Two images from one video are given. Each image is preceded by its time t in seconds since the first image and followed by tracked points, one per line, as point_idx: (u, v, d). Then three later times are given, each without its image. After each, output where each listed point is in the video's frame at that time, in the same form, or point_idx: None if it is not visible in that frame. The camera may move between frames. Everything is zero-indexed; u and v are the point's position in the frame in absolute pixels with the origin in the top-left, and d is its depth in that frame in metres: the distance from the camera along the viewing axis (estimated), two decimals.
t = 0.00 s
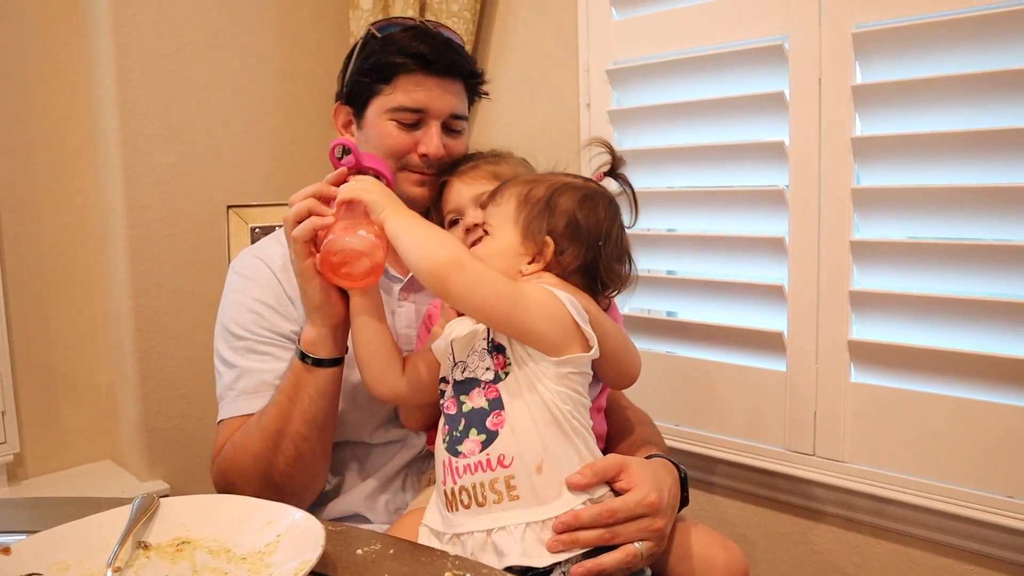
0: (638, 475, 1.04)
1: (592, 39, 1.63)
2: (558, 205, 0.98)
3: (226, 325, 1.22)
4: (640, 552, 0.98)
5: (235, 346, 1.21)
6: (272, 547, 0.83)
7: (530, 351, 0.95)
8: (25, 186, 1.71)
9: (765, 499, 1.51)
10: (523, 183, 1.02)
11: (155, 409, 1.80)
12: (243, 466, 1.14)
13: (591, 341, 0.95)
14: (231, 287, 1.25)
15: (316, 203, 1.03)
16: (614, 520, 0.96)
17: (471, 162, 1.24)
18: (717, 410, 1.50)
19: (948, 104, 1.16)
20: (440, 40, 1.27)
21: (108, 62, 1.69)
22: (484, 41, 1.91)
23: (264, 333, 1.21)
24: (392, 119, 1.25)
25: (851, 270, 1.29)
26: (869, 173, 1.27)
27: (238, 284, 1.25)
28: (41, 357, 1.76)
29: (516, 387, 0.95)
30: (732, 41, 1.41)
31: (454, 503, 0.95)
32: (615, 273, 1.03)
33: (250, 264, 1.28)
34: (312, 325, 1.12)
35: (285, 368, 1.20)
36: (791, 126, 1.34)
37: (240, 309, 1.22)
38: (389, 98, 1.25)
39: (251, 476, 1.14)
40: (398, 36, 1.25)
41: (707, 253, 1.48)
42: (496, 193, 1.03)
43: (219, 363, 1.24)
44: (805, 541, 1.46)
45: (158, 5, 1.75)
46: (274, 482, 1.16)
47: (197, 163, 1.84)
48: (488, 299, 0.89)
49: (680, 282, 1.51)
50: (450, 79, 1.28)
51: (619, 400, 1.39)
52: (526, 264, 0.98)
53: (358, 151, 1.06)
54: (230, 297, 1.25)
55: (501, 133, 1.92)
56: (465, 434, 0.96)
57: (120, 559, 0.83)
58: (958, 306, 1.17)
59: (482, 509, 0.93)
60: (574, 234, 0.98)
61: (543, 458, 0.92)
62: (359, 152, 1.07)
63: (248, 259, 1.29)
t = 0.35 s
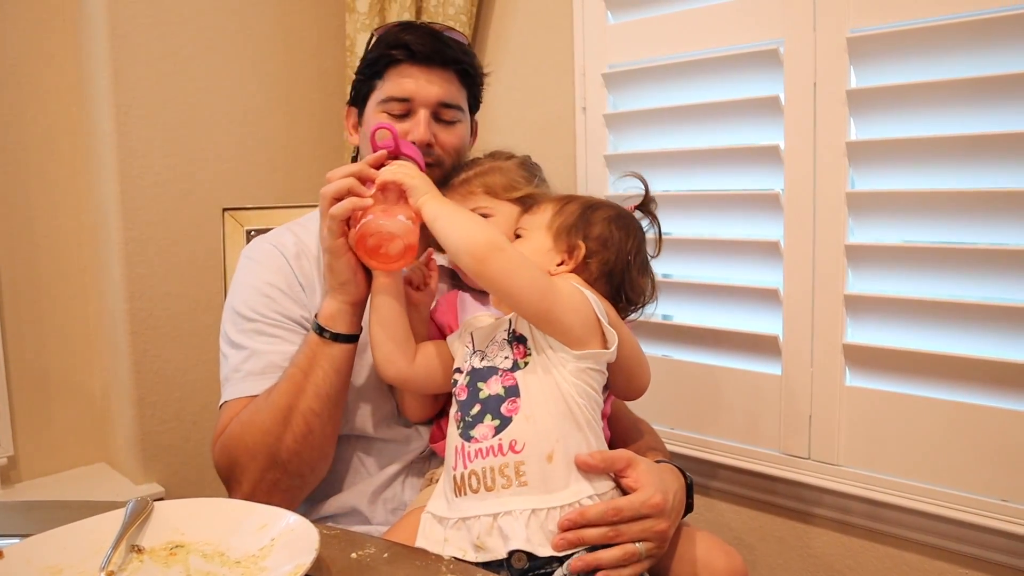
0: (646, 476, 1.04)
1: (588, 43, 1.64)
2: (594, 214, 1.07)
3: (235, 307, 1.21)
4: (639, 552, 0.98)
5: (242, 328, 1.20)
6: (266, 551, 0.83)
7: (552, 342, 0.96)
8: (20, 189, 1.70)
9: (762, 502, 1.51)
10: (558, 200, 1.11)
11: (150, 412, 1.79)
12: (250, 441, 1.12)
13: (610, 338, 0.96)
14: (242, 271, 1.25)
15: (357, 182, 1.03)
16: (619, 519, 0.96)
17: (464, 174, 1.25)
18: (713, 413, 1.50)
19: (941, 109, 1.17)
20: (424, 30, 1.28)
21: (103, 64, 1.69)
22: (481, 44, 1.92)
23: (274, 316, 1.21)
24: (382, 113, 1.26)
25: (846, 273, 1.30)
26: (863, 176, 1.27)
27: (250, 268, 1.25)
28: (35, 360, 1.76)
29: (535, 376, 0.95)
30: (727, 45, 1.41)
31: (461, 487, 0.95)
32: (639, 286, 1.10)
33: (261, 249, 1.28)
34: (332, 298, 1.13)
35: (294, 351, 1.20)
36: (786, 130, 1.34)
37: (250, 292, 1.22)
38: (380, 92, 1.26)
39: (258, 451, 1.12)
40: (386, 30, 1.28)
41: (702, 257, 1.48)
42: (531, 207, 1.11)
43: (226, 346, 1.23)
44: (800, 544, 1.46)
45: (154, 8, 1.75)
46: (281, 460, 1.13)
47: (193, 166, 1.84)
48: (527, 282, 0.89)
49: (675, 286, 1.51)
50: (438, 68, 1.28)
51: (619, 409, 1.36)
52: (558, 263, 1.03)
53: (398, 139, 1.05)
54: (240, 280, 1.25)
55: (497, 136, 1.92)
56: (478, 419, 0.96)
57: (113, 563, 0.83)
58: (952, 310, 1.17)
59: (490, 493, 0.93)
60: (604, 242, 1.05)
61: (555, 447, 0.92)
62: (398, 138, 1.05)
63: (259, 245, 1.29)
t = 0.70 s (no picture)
0: (648, 476, 1.04)
1: (588, 42, 1.63)
2: (608, 222, 1.08)
3: (242, 295, 1.21)
4: (640, 552, 0.98)
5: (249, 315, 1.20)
6: (263, 552, 0.83)
7: (563, 337, 0.96)
8: (20, 189, 1.71)
9: (763, 503, 1.51)
10: (572, 204, 1.11)
11: (151, 411, 1.80)
12: (262, 422, 1.11)
13: (620, 336, 0.97)
14: (249, 260, 1.26)
15: (383, 166, 1.03)
16: (621, 518, 0.96)
17: (483, 171, 1.24)
18: (714, 414, 1.50)
19: (942, 109, 1.16)
20: (398, 22, 1.30)
21: (103, 65, 1.69)
22: (481, 44, 1.91)
23: (280, 301, 1.21)
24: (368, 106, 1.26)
25: (846, 273, 1.29)
26: (864, 177, 1.27)
27: (256, 258, 1.26)
28: (36, 360, 1.76)
29: (545, 372, 0.95)
30: (726, 46, 1.41)
31: (467, 481, 0.95)
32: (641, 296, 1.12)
33: (266, 240, 1.29)
34: (345, 276, 1.12)
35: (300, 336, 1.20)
36: (786, 130, 1.34)
37: (256, 279, 1.22)
38: (364, 88, 1.28)
39: (270, 433, 1.11)
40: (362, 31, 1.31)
41: (703, 257, 1.48)
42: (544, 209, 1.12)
43: (232, 335, 1.23)
44: (801, 545, 1.46)
45: (154, 8, 1.75)
46: (293, 441, 1.12)
47: (193, 166, 1.84)
48: (543, 277, 0.90)
49: (675, 286, 1.50)
50: (416, 54, 1.29)
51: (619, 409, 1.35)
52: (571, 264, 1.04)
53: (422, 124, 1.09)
54: (246, 269, 1.25)
55: (498, 136, 1.92)
56: (486, 412, 0.96)
57: (112, 564, 0.83)
58: (952, 311, 1.17)
59: (495, 487, 0.92)
60: (616, 249, 1.06)
61: (562, 444, 0.92)
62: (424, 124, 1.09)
63: (264, 237, 1.30)
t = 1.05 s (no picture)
0: (651, 474, 1.03)
1: (588, 39, 1.63)
2: (616, 227, 1.10)
3: (242, 295, 1.22)
4: (642, 551, 0.97)
5: (249, 315, 1.20)
6: (264, 550, 0.83)
7: (569, 331, 0.97)
8: (20, 188, 1.71)
9: (764, 500, 1.51)
10: (579, 207, 1.12)
11: (152, 409, 1.80)
12: (264, 422, 1.11)
13: (625, 332, 0.98)
14: (249, 260, 1.26)
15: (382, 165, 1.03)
16: (624, 516, 0.96)
17: (477, 172, 1.23)
18: (715, 412, 1.49)
19: (943, 105, 1.16)
20: (399, 21, 1.29)
21: (103, 63, 1.69)
22: (481, 42, 1.91)
23: (280, 301, 1.21)
24: (368, 106, 1.27)
25: (846, 271, 1.29)
26: (864, 174, 1.27)
27: (256, 257, 1.26)
28: (37, 358, 1.76)
29: (551, 368, 0.96)
30: (728, 43, 1.41)
31: (471, 476, 0.95)
32: (640, 300, 1.14)
33: (266, 239, 1.29)
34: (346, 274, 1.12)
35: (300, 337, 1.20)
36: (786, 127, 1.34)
37: (256, 279, 1.22)
38: (364, 88, 1.28)
39: (272, 432, 1.11)
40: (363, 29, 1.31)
41: (703, 254, 1.48)
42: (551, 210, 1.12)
43: (234, 334, 1.23)
44: (801, 542, 1.46)
45: (154, 6, 1.75)
46: (295, 441, 1.11)
47: (194, 164, 1.84)
48: (555, 271, 0.91)
49: (675, 284, 1.50)
50: (417, 54, 1.28)
51: (619, 409, 1.35)
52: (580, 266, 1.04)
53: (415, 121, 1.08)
54: (247, 268, 1.25)
55: (498, 134, 1.91)
56: (492, 408, 0.97)
57: (113, 561, 0.83)
58: (953, 308, 1.17)
59: (499, 482, 0.93)
60: (622, 255, 1.08)
61: (566, 439, 0.92)
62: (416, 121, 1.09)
63: (265, 236, 1.30)
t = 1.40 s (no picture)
0: (652, 474, 1.03)
1: (585, 36, 1.63)
2: (628, 235, 1.12)
3: (242, 293, 1.22)
4: (641, 551, 0.97)
5: (250, 313, 1.20)
6: (261, 549, 0.83)
7: (587, 338, 0.99)
8: (18, 188, 1.71)
9: (763, 497, 1.51)
10: (589, 212, 1.14)
11: (151, 408, 1.80)
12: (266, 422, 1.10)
13: (639, 343, 1.01)
14: (248, 257, 1.25)
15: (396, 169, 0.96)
16: (624, 516, 0.95)
17: (491, 166, 1.29)
18: (714, 409, 1.49)
19: (941, 101, 1.16)
20: (392, 19, 1.28)
21: (100, 62, 1.69)
22: (479, 39, 1.91)
23: (281, 298, 1.21)
24: (365, 105, 1.25)
25: (844, 268, 1.29)
26: (862, 171, 1.26)
27: (256, 255, 1.26)
28: (36, 358, 1.77)
29: (563, 370, 0.98)
30: (726, 39, 1.40)
31: (475, 471, 0.96)
32: (647, 306, 1.16)
33: (265, 237, 1.29)
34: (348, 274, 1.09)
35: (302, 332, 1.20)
36: (784, 124, 1.33)
37: (256, 277, 1.22)
38: (360, 86, 1.26)
39: (275, 432, 1.10)
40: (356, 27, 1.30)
41: (701, 251, 1.47)
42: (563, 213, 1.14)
43: (234, 331, 1.23)
44: (799, 539, 1.46)
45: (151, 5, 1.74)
46: (298, 441, 1.11)
47: (192, 163, 1.84)
48: (589, 280, 0.92)
49: (673, 281, 1.50)
50: (413, 52, 1.28)
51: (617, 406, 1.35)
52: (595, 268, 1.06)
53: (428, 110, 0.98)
54: (246, 267, 1.25)
55: (495, 131, 1.91)
56: (502, 406, 0.97)
57: (111, 561, 0.83)
58: (952, 304, 1.17)
59: (503, 478, 0.93)
60: (633, 262, 1.10)
61: (574, 440, 0.93)
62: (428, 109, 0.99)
63: (263, 234, 1.31)
